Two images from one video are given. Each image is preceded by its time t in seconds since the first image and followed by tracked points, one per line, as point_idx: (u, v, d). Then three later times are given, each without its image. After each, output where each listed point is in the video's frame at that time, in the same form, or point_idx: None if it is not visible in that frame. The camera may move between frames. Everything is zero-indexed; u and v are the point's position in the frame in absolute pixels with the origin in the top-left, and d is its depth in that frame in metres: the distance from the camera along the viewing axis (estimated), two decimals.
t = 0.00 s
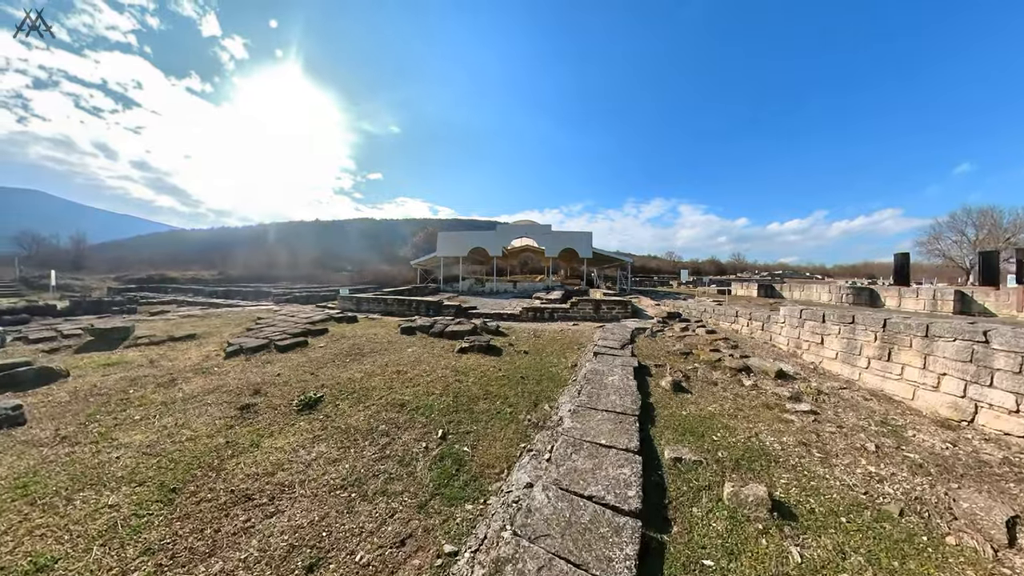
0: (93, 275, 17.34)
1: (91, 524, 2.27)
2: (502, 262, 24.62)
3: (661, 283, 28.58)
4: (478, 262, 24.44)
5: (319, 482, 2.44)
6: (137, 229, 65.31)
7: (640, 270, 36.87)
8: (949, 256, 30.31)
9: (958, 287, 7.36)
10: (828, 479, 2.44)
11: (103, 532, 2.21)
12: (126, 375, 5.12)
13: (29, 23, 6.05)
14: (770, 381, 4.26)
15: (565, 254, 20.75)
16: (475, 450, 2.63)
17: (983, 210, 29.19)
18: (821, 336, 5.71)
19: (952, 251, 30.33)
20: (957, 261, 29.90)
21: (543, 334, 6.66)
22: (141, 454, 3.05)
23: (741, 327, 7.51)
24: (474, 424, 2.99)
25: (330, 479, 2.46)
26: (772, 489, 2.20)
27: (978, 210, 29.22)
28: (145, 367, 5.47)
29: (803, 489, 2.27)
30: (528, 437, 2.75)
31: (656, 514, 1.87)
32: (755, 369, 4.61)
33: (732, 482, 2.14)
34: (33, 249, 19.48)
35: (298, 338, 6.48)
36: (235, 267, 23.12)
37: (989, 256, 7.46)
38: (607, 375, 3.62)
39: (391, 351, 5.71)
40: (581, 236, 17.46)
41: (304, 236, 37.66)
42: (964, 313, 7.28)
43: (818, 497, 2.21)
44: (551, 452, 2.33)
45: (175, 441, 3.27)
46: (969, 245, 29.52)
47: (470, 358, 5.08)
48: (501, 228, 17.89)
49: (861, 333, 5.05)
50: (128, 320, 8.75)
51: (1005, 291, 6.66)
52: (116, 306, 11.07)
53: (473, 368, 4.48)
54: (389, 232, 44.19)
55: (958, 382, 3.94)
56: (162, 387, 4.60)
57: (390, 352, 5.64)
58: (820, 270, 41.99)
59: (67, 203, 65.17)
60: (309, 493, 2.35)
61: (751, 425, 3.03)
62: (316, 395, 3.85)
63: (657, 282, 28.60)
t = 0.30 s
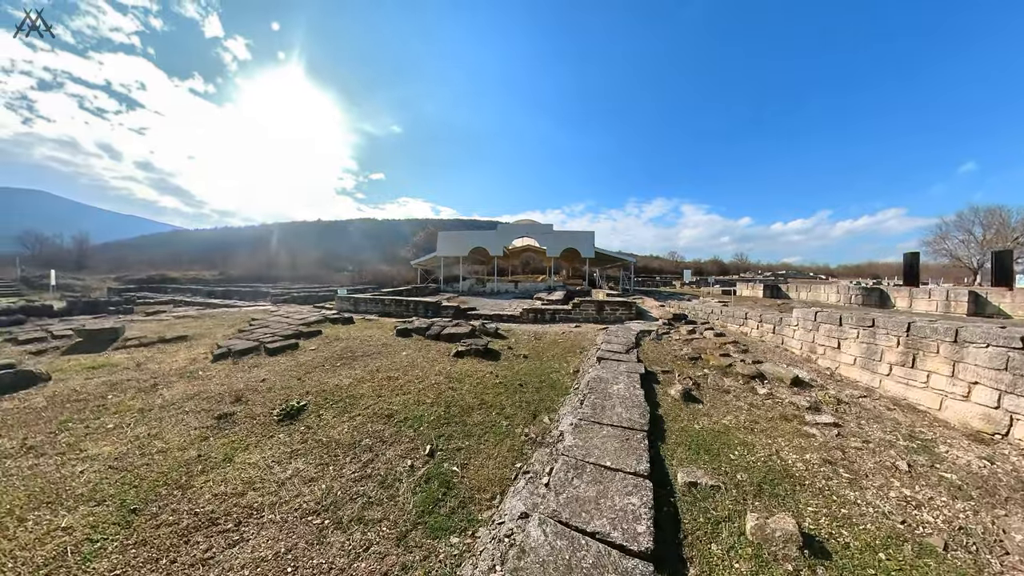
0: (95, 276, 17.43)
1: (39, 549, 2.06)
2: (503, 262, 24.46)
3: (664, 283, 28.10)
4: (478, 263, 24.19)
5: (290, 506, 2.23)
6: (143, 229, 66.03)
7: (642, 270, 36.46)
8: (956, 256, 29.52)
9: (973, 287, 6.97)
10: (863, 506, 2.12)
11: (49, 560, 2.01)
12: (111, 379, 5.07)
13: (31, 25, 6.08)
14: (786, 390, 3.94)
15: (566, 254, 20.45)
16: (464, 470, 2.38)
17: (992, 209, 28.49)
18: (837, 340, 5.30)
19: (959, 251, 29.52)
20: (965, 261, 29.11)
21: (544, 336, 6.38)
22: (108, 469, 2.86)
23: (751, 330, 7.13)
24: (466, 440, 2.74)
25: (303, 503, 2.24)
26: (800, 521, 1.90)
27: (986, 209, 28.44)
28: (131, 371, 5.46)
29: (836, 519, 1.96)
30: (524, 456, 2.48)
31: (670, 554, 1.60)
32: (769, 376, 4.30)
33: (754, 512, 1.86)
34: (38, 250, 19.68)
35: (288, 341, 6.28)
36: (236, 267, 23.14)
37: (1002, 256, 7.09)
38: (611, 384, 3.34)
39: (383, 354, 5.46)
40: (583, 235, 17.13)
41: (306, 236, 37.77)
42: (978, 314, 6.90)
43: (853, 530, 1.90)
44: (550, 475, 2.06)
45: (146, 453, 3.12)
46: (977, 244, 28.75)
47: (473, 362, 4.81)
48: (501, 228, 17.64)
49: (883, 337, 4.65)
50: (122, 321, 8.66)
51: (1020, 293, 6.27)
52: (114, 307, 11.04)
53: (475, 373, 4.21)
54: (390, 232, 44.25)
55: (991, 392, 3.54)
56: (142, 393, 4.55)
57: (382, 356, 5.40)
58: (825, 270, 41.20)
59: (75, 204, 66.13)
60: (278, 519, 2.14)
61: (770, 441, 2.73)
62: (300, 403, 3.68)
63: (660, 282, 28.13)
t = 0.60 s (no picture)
0: (96, 275, 17.52)
1: None
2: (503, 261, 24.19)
3: (666, 283, 27.58)
4: (479, 262, 23.91)
5: (239, 526, 2.15)
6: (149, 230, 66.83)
7: (644, 270, 35.99)
8: (963, 256, 28.71)
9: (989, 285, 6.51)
10: (902, 540, 1.75)
11: None
12: (88, 381, 4.88)
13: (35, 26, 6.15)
14: (801, 396, 3.59)
15: (567, 253, 20.09)
16: (439, 490, 2.16)
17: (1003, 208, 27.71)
18: (853, 340, 4.79)
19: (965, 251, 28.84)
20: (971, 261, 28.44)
21: (541, 337, 6.07)
22: (60, 477, 2.77)
23: (758, 330, 6.64)
24: (444, 453, 2.51)
25: (256, 522, 2.16)
26: (831, 561, 1.57)
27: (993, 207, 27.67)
28: (112, 372, 5.28)
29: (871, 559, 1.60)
30: (507, 474, 2.21)
31: None
32: (781, 381, 3.96)
33: (775, 551, 1.56)
34: (42, 249, 19.86)
35: (274, 341, 6.08)
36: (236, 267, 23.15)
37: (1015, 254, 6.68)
38: (609, 391, 3.03)
39: (369, 356, 5.19)
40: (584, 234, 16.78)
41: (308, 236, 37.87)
42: (993, 314, 6.46)
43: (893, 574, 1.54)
44: (533, 501, 1.81)
45: (103, 460, 3.05)
46: (984, 244, 27.94)
47: (467, 364, 4.51)
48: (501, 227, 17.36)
49: (905, 339, 4.17)
50: (115, 321, 8.56)
51: None
52: (109, 306, 10.99)
53: (466, 377, 3.94)
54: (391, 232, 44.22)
55: None
56: (117, 396, 4.36)
57: (369, 357, 5.15)
58: (828, 270, 40.38)
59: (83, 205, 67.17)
60: (228, 540, 2.05)
61: (788, 457, 2.41)
62: (274, 407, 3.60)
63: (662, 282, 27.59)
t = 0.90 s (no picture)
0: (95, 275, 17.52)
1: None
2: (503, 261, 23.92)
3: (668, 283, 27.08)
4: (479, 262, 23.67)
5: (176, 561, 1.94)
6: (156, 230, 67.65)
7: (646, 271, 35.46)
8: (970, 256, 27.82)
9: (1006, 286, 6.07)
10: None
11: None
12: (59, 388, 4.66)
13: (29, 25, 6.13)
14: (816, 414, 3.25)
15: (567, 254, 19.74)
16: (398, 526, 1.93)
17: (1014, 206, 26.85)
18: (870, 350, 4.41)
19: (974, 251, 28.08)
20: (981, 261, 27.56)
21: (536, 342, 5.75)
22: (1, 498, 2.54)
23: (766, 336, 6.12)
24: (411, 479, 2.29)
25: (194, 557, 1.94)
26: None
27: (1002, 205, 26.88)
28: (88, 378, 5.07)
29: None
30: (476, 512, 1.96)
31: None
32: (793, 395, 3.62)
33: None
34: (44, 250, 19.97)
35: (257, 346, 5.86)
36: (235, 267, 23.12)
37: None
38: (603, 409, 2.72)
39: (352, 363, 4.95)
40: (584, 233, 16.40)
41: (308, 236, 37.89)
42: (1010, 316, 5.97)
43: None
44: (501, 549, 1.59)
45: (55, 477, 2.80)
46: (992, 244, 27.01)
47: (455, 373, 4.23)
48: (500, 227, 17.08)
49: (932, 351, 3.77)
50: (103, 323, 8.40)
51: None
52: (101, 307, 10.85)
53: (449, 388, 3.67)
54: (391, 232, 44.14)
55: None
56: (85, 405, 4.14)
57: (352, 364, 4.91)
58: (831, 270, 39.47)
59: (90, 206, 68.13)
60: None
61: (805, 493, 2.09)
62: (239, 420, 3.44)
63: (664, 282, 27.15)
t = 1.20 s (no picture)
0: (95, 275, 17.56)
1: None
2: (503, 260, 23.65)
3: (672, 283, 26.53)
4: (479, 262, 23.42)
5: None
6: (162, 231, 68.56)
7: (649, 270, 34.97)
8: (976, 255, 26.72)
9: None
10: None
11: None
12: (32, 388, 4.48)
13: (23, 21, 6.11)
14: (839, 425, 2.91)
15: (568, 252, 19.35)
16: (352, 557, 1.74)
17: None
18: (894, 352, 3.97)
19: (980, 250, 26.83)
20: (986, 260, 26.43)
21: (532, 343, 5.45)
22: None
23: (777, 337, 5.66)
24: (374, 500, 2.10)
25: None
26: None
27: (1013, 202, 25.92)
28: (64, 377, 4.89)
29: None
30: (443, 545, 1.74)
31: None
32: (812, 403, 3.27)
33: None
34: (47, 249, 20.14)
35: (240, 346, 5.67)
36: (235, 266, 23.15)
37: None
38: (600, 420, 2.42)
39: (335, 365, 4.69)
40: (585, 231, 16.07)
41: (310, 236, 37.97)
42: None
43: None
44: None
45: None
46: (1000, 242, 25.80)
47: (442, 377, 3.93)
48: (499, 225, 16.79)
49: (966, 354, 3.32)
50: (93, 321, 8.28)
51: None
52: (96, 306, 10.77)
53: (433, 393, 3.41)
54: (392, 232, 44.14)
55: None
56: (52, 406, 3.95)
57: (335, 366, 4.67)
58: (835, 269, 38.40)
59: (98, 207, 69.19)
60: None
61: (837, 526, 1.77)
62: (198, 425, 3.31)
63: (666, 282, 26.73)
